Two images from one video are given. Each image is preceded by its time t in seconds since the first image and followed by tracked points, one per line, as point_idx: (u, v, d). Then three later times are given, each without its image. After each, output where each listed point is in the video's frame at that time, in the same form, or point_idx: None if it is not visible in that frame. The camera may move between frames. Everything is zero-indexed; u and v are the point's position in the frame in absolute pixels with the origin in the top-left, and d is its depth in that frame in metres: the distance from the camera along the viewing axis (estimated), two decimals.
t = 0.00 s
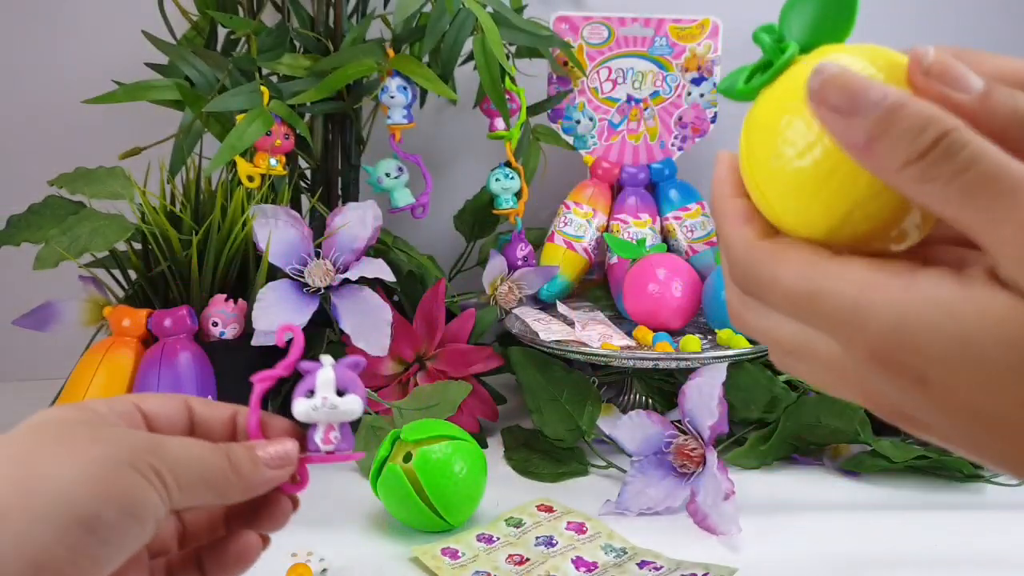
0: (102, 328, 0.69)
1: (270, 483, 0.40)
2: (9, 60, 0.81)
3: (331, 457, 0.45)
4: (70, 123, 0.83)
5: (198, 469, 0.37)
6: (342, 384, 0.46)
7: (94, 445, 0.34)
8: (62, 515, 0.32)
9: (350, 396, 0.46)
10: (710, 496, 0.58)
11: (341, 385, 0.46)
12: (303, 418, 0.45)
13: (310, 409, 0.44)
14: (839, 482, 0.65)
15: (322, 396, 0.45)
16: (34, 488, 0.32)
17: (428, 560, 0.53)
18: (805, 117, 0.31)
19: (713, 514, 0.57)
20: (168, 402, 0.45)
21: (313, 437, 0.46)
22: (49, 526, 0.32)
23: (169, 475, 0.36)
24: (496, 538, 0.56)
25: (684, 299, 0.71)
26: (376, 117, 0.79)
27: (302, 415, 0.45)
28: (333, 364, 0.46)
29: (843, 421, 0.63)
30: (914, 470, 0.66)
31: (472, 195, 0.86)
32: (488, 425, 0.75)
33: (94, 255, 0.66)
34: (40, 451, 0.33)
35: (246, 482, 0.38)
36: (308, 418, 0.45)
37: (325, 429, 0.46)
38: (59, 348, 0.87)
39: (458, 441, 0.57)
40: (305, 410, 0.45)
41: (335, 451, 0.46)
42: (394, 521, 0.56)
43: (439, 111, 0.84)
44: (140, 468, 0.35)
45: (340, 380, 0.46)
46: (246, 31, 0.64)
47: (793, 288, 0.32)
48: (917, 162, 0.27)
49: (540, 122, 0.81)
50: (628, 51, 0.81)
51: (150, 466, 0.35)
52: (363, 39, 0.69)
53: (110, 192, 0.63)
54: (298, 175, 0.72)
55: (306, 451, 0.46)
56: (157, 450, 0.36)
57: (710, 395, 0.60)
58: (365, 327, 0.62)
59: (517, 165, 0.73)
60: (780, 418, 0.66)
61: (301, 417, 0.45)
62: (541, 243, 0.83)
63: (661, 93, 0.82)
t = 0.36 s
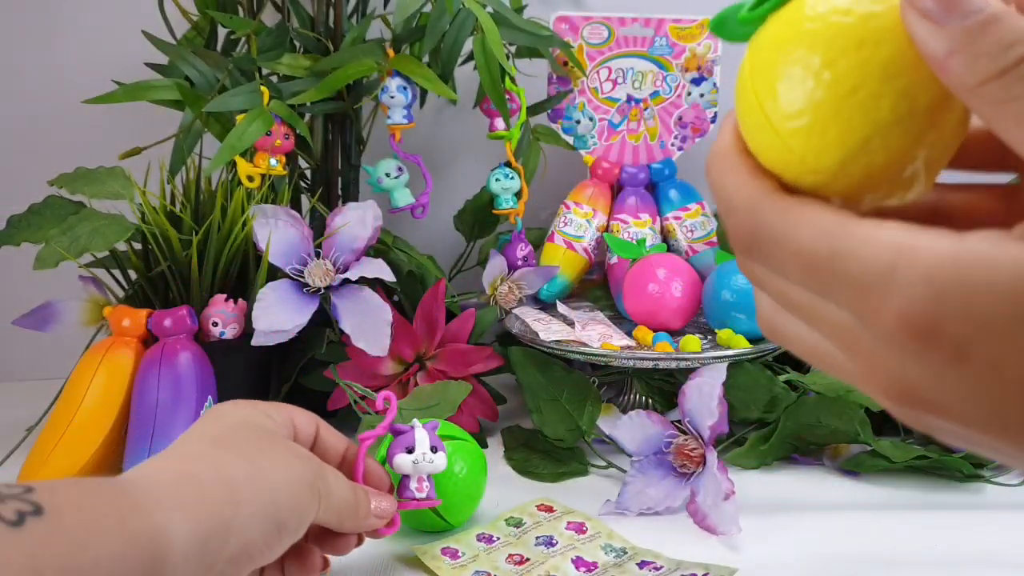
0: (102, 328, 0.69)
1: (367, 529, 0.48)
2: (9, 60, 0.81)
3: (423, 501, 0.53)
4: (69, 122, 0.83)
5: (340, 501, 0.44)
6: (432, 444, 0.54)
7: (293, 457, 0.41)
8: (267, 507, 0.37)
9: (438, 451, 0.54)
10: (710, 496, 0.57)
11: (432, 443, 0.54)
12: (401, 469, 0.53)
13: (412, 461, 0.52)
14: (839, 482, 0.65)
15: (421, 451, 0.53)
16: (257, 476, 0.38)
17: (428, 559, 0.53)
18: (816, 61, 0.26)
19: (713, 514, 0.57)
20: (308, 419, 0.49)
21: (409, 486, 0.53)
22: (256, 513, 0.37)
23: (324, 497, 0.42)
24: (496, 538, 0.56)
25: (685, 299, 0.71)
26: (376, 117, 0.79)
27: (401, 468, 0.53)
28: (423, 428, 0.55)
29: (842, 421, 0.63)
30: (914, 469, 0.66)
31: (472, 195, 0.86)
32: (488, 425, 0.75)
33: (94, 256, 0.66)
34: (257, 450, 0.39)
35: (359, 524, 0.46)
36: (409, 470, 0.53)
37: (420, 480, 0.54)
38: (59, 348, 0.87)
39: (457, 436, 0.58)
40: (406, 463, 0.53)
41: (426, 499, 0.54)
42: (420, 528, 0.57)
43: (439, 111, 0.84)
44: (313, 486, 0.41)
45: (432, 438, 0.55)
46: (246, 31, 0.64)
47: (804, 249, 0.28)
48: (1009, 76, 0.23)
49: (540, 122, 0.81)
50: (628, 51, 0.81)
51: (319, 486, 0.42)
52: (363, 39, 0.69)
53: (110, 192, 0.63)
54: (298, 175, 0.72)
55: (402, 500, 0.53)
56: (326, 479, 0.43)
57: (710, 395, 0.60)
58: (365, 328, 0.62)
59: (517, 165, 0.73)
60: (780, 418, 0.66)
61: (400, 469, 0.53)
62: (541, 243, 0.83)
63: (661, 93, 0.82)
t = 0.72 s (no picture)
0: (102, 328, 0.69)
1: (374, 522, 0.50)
2: (10, 60, 0.81)
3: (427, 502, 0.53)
4: (70, 122, 0.83)
5: (353, 490, 0.46)
6: (429, 448, 0.52)
7: (316, 444, 0.42)
8: (287, 491, 0.39)
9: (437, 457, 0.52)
10: (710, 496, 0.57)
11: (430, 449, 0.52)
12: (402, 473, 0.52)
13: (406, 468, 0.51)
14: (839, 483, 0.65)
15: (417, 459, 0.52)
16: (281, 459, 0.39)
17: (428, 560, 0.53)
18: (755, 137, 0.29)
19: (713, 514, 0.57)
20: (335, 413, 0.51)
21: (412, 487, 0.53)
22: (277, 496, 0.38)
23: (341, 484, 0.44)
24: (496, 538, 0.56)
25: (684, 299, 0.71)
26: (376, 118, 0.79)
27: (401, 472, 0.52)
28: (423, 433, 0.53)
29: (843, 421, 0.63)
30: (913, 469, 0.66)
31: (472, 195, 0.86)
32: (488, 425, 0.75)
33: (94, 256, 0.66)
34: (285, 435, 0.41)
35: (367, 517, 0.49)
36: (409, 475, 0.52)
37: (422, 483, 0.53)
38: (59, 349, 0.87)
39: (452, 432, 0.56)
40: (404, 469, 0.52)
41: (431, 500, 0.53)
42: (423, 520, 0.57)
43: (439, 111, 0.84)
44: (331, 474, 0.43)
45: (430, 444, 0.52)
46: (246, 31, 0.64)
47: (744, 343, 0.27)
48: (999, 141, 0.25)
49: (540, 122, 0.81)
50: (628, 51, 0.81)
51: (337, 474, 0.43)
52: (363, 39, 0.69)
53: (110, 192, 0.63)
54: (298, 175, 0.72)
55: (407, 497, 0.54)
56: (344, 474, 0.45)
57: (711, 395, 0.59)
58: (365, 328, 0.62)
59: (517, 165, 0.73)
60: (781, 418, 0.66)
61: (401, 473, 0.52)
62: (541, 243, 0.83)
63: (661, 93, 0.82)
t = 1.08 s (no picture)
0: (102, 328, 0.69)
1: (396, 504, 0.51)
2: (10, 60, 0.81)
3: (447, 481, 0.54)
4: (70, 123, 0.83)
5: (374, 478, 0.47)
6: (448, 427, 0.53)
7: (334, 438, 0.43)
8: (308, 487, 0.39)
9: (456, 438, 0.53)
10: (710, 496, 0.57)
11: (449, 430, 0.53)
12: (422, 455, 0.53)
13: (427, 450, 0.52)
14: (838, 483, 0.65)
15: (437, 440, 0.52)
16: (300, 458, 0.39)
17: (428, 559, 0.53)
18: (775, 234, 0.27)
19: (713, 513, 0.57)
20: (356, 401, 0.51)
21: (433, 469, 0.54)
22: (297, 493, 0.39)
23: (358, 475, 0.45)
24: (496, 538, 0.56)
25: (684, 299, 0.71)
26: (376, 118, 0.79)
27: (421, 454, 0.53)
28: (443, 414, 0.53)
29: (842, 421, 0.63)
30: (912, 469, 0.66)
31: (472, 195, 0.86)
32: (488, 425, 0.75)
33: (94, 256, 0.66)
34: (302, 432, 0.41)
35: (388, 499, 0.49)
36: (429, 456, 0.53)
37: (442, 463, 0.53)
38: (60, 349, 0.87)
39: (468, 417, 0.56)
40: (425, 451, 0.52)
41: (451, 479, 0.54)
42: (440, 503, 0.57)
43: (439, 111, 0.84)
44: (348, 468, 0.43)
45: (449, 424, 0.53)
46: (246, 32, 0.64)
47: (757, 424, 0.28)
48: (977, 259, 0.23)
49: (540, 122, 0.81)
50: (628, 51, 0.81)
51: (355, 466, 0.44)
52: (363, 39, 0.69)
53: (110, 192, 0.63)
54: (298, 175, 0.72)
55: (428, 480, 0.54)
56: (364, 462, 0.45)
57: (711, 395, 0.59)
58: (365, 327, 0.62)
59: (517, 165, 0.73)
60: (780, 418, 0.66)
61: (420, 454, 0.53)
62: (541, 243, 0.83)
63: (661, 93, 0.82)
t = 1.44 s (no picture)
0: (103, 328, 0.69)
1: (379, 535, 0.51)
2: (10, 60, 0.81)
3: (431, 518, 0.54)
4: (70, 122, 0.83)
5: (356, 506, 0.47)
6: (438, 465, 0.53)
7: (313, 465, 0.43)
8: (278, 519, 0.40)
9: (445, 477, 0.53)
10: (710, 496, 0.57)
11: (438, 467, 0.53)
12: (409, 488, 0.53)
13: (414, 486, 0.52)
14: (838, 483, 0.65)
15: (425, 477, 0.52)
16: (274, 488, 0.40)
17: (428, 559, 0.53)
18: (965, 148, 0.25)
19: (713, 514, 0.57)
20: (347, 423, 0.51)
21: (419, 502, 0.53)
22: (265, 526, 0.40)
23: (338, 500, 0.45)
24: (496, 538, 0.56)
25: (684, 299, 0.71)
26: (376, 118, 0.80)
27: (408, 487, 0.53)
28: (434, 450, 0.53)
29: (842, 420, 0.62)
30: (913, 469, 0.66)
31: (472, 195, 0.86)
32: (488, 425, 0.75)
33: (94, 255, 0.66)
34: (280, 456, 0.42)
35: (371, 530, 0.49)
36: (415, 492, 0.53)
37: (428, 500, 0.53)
38: (60, 348, 0.87)
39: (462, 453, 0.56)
40: (412, 486, 0.53)
41: (435, 515, 0.54)
42: (422, 529, 0.57)
43: (439, 111, 0.84)
44: (327, 493, 0.44)
45: (439, 461, 0.53)
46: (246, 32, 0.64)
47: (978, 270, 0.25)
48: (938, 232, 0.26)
49: (540, 122, 0.81)
50: (628, 51, 0.81)
51: (334, 494, 0.44)
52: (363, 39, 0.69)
53: (110, 192, 0.63)
54: (298, 175, 0.72)
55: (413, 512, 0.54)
56: (345, 490, 0.45)
57: (710, 395, 0.59)
58: (365, 329, 0.62)
59: (517, 165, 0.73)
60: (780, 419, 0.66)
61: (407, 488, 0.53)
62: (541, 243, 0.83)
63: (661, 93, 0.82)
